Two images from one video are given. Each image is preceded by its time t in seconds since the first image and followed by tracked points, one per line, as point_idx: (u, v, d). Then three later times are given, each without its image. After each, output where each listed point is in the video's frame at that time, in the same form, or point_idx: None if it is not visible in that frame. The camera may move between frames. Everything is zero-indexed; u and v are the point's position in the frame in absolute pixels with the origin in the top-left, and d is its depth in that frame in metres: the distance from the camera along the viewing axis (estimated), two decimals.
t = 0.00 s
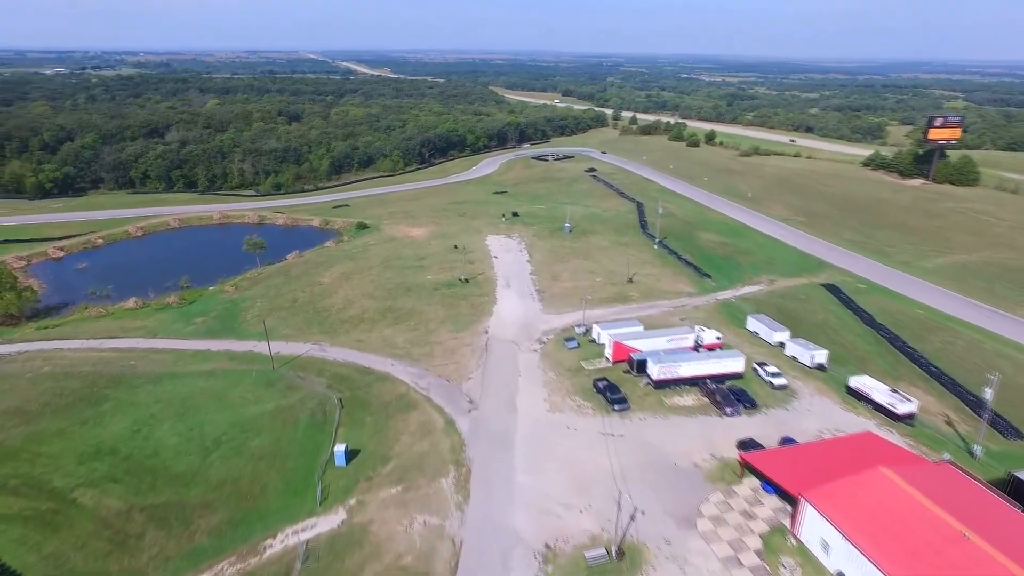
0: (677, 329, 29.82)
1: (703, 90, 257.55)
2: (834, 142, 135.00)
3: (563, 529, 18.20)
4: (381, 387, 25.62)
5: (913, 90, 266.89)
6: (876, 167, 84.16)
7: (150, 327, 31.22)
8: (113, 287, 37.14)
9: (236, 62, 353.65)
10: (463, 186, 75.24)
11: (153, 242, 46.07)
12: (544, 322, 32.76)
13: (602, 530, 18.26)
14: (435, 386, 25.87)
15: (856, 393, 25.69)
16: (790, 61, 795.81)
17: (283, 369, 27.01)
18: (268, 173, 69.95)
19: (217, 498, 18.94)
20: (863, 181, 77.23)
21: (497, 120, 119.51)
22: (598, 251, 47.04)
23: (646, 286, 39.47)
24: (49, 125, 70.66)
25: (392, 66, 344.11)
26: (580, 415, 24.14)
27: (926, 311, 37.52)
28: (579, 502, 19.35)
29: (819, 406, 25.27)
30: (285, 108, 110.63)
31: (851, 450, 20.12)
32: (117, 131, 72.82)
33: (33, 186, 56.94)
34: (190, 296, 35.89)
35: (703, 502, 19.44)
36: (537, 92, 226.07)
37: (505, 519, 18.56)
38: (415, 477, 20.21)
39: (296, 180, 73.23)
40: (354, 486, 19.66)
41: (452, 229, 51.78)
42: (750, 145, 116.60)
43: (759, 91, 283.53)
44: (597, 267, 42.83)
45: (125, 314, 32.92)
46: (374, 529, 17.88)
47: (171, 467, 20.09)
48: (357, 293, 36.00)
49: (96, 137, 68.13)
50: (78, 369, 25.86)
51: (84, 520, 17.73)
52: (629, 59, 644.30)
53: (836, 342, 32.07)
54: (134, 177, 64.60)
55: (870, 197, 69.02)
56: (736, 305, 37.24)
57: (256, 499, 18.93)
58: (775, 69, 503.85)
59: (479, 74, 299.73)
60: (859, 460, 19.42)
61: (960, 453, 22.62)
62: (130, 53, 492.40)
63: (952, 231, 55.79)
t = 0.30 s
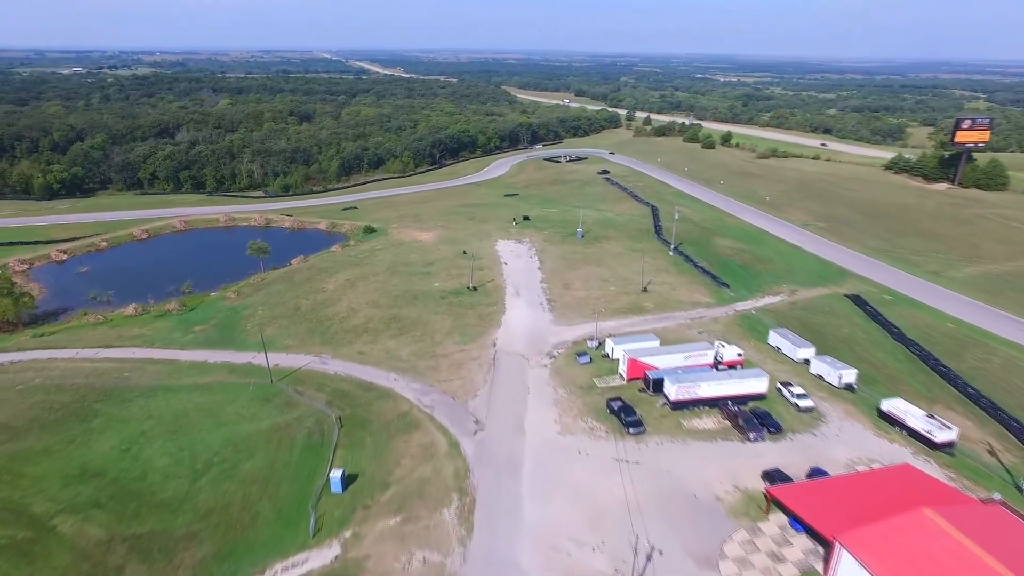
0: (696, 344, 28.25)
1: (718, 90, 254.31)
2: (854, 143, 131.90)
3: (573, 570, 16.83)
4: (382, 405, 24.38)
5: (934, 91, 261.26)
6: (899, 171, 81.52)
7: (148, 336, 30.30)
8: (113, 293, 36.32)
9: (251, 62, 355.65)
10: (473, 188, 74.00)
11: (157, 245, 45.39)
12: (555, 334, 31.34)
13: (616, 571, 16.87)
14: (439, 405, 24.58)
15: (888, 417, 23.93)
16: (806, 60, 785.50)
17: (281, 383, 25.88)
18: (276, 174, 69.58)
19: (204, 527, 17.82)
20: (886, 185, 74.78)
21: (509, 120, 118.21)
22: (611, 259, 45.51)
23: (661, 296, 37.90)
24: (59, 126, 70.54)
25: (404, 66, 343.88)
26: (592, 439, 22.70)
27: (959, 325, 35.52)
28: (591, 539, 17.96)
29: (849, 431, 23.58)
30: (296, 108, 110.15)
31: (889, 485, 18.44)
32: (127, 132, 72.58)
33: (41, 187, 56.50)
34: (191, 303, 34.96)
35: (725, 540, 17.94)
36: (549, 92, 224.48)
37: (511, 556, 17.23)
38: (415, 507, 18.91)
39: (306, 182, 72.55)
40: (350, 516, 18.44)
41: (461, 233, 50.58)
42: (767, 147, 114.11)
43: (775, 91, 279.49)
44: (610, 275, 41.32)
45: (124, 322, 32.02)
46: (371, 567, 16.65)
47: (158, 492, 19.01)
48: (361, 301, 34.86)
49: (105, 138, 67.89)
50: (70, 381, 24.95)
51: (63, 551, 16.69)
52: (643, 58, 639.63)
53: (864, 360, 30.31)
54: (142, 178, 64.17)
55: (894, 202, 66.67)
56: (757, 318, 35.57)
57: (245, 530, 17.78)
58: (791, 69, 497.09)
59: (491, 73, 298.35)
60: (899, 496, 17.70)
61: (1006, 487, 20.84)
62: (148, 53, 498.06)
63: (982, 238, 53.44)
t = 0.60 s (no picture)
0: (712, 361, 26.76)
1: (729, 90, 251.67)
2: (869, 145, 129.45)
3: None
4: (380, 424, 23.09)
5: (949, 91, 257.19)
6: (918, 174, 79.33)
7: (141, 346, 29.18)
8: (108, 300, 35.28)
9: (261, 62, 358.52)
10: (480, 191, 72.74)
11: (157, 249, 44.53)
12: (562, 348, 29.95)
13: None
14: (440, 425, 23.25)
15: (919, 443, 22.33)
16: (818, 61, 778.52)
17: (275, 399, 24.65)
18: (281, 176, 68.80)
19: (184, 563, 16.64)
20: (905, 189, 72.72)
21: (517, 121, 116.98)
22: (621, 266, 44.06)
23: (674, 307, 36.42)
24: (64, 126, 70.00)
25: (413, 66, 342.99)
26: (602, 466, 21.29)
27: (989, 339, 33.73)
28: None
29: (878, 459, 22.01)
30: (303, 108, 109.42)
31: (930, 527, 16.83)
32: (131, 133, 72.03)
33: (42, 188, 55.77)
34: (186, 310, 33.86)
35: None
36: (558, 92, 223.00)
37: None
38: (412, 541, 17.59)
39: (310, 183, 71.66)
40: (342, 551, 17.15)
41: (466, 238, 49.35)
42: (780, 149, 112.01)
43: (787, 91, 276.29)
44: (620, 284, 39.86)
45: (116, 331, 30.95)
46: None
47: (138, 522, 17.85)
48: (362, 310, 33.65)
49: (109, 138, 67.34)
50: (55, 395, 23.89)
51: None
52: (653, 58, 636.41)
53: (890, 379, 28.68)
54: (145, 180, 63.41)
55: (913, 207, 64.65)
56: (774, 331, 33.99)
57: (227, 566, 16.59)
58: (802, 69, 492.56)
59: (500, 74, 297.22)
60: (942, 542, 16.09)
61: None
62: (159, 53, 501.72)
63: (1008, 246, 51.42)
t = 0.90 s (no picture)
0: (731, 381, 25.26)
1: (741, 90, 248.77)
2: (886, 147, 126.80)
3: None
4: (379, 446, 21.81)
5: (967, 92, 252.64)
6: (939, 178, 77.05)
7: (133, 355, 28.10)
8: (105, 306, 34.37)
9: (271, 61, 358.83)
10: (488, 193, 71.48)
11: (158, 252, 43.67)
12: (572, 363, 28.52)
13: None
14: (441, 447, 21.92)
15: (959, 476, 20.85)
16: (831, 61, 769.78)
17: (269, 416, 23.44)
18: (287, 177, 67.98)
19: None
20: (926, 194, 70.53)
21: (526, 122, 115.62)
22: (633, 274, 42.54)
23: (688, 319, 34.90)
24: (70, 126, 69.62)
25: (423, 66, 342.51)
26: (614, 496, 19.85)
27: None
28: None
29: (913, 492, 20.47)
30: (311, 108, 108.81)
31: None
32: (138, 133, 71.52)
33: (46, 189, 55.07)
34: (184, 318, 32.80)
35: None
36: (568, 92, 221.48)
37: None
38: None
39: (316, 185, 70.81)
40: None
41: (473, 242, 48.08)
42: (795, 152, 109.87)
43: (800, 91, 272.75)
44: (632, 294, 38.38)
45: (110, 339, 29.90)
46: None
47: (117, 555, 16.67)
48: (364, 320, 32.46)
49: (115, 139, 67.00)
50: (41, 409, 22.81)
51: None
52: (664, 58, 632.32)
53: (920, 400, 27.04)
54: (150, 181, 62.76)
55: (936, 212, 62.56)
56: (794, 345, 32.36)
57: None
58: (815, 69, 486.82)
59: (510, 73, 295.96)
60: None
61: None
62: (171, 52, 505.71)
63: None
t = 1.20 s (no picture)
0: (760, 404, 23.54)
1: (763, 90, 244.29)
2: (915, 150, 122.90)
3: None
4: (382, 469, 20.57)
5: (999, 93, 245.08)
6: (973, 183, 73.95)
7: (134, 364, 27.25)
8: (110, 310, 33.77)
9: (291, 60, 361.89)
10: (503, 195, 70.16)
11: (167, 254, 43.13)
12: (588, 380, 26.98)
13: None
14: (448, 472, 20.62)
15: (1014, 517, 19.11)
16: (855, 60, 755.59)
17: (268, 434, 22.32)
18: (300, 177, 67.46)
19: None
20: (960, 199, 67.60)
21: (543, 122, 114.09)
22: (652, 283, 40.86)
23: (711, 332, 33.18)
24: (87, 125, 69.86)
25: (442, 65, 342.39)
26: (632, 532, 18.37)
27: None
28: None
29: (963, 534, 18.67)
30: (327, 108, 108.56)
31: None
32: (153, 132, 71.58)
33: (60, 189, 54.93)
34: (188, 325, 31.97)
35: None
36: (585, 92, 219.30)
37: None
38: None
39: (330, 185, 70.17)
40: None
41: (487, 247, 46.79)
42: (819, 154, 106.86)
43: (824, 91, 265.77)
44: (651, 305, 36.72)
45: (112, 346, 29.14)
46: None
47: None
48: (372, 329, 31.30)
49: (131, 138, 67.12)
50: (35, 422, 21.99)
51: None
52: (683, 58, 625.31)
53: (963, 430, 25.11)
54: (164, 181, 62.61)
55: (971, 219, 59.79)
56: (825, 363, 30.44)
57: None
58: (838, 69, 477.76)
59: (528, 73, 294.08)
60: None
61: None
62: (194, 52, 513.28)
63: None
